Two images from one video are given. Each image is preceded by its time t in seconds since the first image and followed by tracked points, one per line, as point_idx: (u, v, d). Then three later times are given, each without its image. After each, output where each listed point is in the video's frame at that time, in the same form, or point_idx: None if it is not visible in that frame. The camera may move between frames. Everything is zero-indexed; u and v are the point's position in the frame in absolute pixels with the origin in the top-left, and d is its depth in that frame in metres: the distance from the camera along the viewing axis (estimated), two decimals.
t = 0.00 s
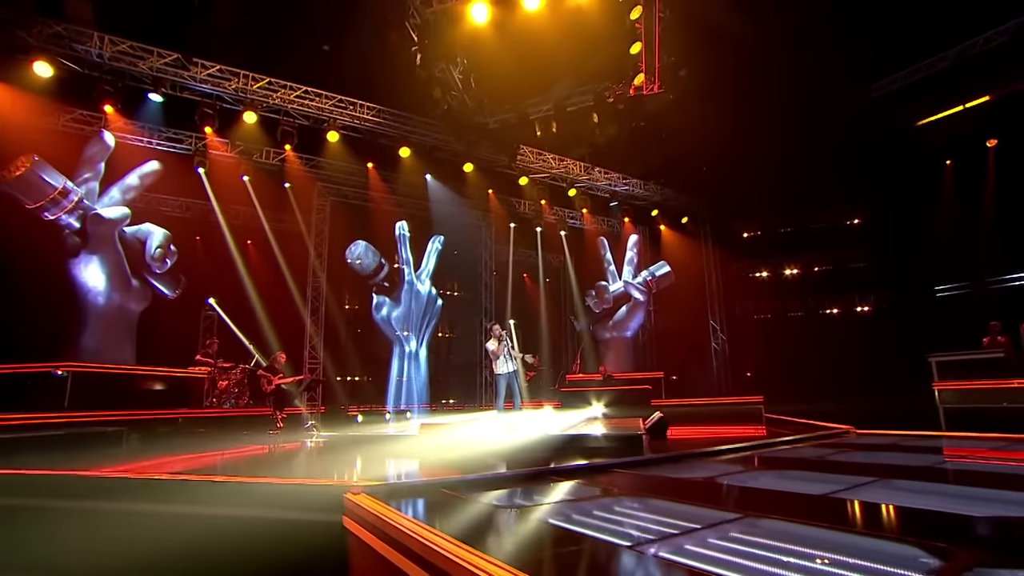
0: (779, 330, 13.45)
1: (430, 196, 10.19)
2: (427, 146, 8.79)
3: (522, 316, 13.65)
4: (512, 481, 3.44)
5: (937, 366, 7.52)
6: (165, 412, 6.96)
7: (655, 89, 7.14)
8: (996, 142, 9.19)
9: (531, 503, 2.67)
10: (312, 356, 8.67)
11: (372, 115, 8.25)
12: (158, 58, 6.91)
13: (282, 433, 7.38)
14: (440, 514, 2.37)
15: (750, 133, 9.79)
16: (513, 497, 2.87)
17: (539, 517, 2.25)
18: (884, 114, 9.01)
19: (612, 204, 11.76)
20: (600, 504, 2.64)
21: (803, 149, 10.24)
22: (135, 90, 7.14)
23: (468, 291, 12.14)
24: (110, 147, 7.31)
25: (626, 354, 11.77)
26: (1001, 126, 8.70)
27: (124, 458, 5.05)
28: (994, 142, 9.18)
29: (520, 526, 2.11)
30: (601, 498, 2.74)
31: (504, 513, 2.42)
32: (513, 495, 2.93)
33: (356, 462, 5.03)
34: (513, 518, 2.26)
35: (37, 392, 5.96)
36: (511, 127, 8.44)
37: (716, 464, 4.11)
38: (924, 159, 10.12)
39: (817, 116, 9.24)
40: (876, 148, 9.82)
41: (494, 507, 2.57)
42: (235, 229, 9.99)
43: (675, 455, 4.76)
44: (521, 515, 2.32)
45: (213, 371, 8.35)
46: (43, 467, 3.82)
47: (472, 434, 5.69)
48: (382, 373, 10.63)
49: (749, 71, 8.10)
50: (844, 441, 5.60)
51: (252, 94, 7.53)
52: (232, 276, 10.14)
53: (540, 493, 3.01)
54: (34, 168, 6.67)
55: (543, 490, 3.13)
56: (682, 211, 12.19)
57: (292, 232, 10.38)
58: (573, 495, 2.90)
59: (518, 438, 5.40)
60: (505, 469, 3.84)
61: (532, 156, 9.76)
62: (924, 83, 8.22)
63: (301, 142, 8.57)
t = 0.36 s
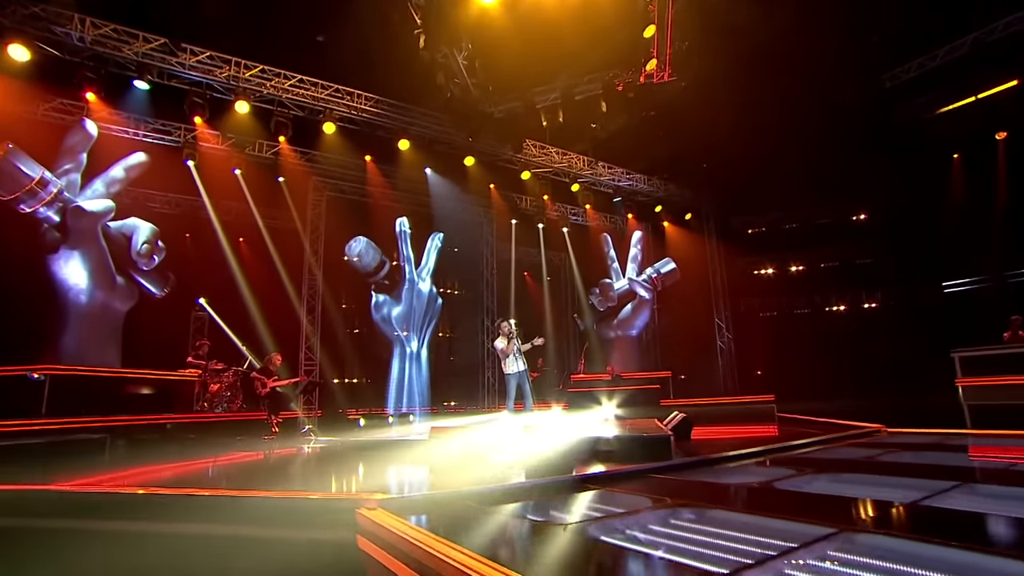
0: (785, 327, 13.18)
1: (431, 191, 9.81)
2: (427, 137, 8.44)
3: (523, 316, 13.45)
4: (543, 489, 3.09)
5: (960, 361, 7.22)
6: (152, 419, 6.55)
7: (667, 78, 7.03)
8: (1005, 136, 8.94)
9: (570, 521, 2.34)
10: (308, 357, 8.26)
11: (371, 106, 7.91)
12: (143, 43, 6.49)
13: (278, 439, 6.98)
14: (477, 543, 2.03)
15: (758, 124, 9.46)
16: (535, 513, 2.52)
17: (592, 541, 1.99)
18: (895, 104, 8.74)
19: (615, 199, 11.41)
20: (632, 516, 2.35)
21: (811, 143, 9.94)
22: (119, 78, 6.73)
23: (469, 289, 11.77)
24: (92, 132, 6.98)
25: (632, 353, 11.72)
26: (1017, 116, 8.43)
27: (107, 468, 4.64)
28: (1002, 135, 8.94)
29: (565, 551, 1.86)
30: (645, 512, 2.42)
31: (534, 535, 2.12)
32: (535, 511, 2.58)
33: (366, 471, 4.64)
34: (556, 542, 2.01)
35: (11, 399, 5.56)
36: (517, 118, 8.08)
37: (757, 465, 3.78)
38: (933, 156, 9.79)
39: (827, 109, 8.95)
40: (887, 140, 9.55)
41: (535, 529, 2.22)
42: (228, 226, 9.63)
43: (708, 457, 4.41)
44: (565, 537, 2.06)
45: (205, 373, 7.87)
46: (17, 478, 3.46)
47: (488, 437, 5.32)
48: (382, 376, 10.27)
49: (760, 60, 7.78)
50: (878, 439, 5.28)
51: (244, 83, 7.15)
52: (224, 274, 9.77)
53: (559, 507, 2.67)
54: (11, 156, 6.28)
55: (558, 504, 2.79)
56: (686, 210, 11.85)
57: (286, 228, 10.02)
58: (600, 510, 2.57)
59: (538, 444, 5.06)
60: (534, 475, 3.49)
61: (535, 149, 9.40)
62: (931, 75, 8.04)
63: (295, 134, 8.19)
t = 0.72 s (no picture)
0: (786, 322, 13.05)
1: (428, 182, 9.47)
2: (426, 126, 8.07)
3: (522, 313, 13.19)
4: (579, 489, 2.81)
5: (977, 356, 7.03)
6: (137, 419, 6.17)
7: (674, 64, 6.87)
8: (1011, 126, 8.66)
9: (617, 524, 2.10)
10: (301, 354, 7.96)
11: (367, 93, 7.52)
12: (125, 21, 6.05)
13: (269, 440, 6.62)
14: (523, 543, 1.81)
15: (764, 114, 9.18)
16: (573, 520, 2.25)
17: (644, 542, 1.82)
18: (903, 93, 8.44)
19: (616, 193, 11.08)
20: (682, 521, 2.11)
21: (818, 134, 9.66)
22: (99, 59, 6.31)
23: (466, 284, 11.48)
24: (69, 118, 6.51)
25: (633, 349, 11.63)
26: None
27: (83, 472, 4.28)
28: (1006, 128, 8.74)
29: (615, 550, 1.69)
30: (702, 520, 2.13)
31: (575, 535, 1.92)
32: (572, 517, 2.31)
33: (375, 475, 4.36)
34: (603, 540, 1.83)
35: None
36: (519, 102, 7.82)
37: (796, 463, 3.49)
38: (931, 148, 9.61)
39: (835, 99, 8.68)
40: (893, 133, 9.28)
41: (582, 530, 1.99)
42: (216, 218, 9.24)
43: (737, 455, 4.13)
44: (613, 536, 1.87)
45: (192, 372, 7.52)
46: None
47: (502, 441, 5.00)
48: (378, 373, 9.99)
49: (771, 46, 7.51)
50: (905, 435, 5.04)
51: (233, 66, 6.71)
52: (213, 269, 9.39)
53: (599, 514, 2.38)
54: None
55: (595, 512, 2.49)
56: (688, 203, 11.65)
57: (279, 220, 9.65)
58: (644, 515, 2.28)
59: (558, 448, 4.76)
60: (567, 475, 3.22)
61: (536, 139, 9.05)
62: (941, 66, 7.79)
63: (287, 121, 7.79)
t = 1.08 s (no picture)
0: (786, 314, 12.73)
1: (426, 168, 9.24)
2: (423, 110, 7.79)
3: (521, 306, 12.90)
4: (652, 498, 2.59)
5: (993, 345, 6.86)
6: (109, 417, 6.01)
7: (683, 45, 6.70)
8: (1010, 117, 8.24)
9: (677, 528, 2.09)
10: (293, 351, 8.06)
11: (360, 75, 7.26)
12: None
13: (262, 439, 6.29)
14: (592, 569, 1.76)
15: (770, 109, 8.86)
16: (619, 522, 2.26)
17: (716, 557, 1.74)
18: (899, 89, 8.03)
19: (616, 182, 10.96)
20: (728, 522, 2.08)
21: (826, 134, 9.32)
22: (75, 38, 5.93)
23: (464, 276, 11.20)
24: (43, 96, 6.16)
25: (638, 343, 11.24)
26: None
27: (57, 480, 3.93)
28: (1010, 116, 8.23)
29: (690, 572, 1.64)
30: (743, 528, 1.97)
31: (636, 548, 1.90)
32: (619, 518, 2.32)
33: (378, 473, 4.13)
34: (672, 555, 1.81)
35: None
36: (522, 90, 7.47)
37: (841, 464, 3.23)
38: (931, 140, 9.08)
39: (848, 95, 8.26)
40: (898, 132, 9.00)
41: (646, 543, 1.96)
42: (204, 207, 8.90)
43: (754, 448, 3.94)
44: (681, 547, 1.85)
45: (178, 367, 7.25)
46: None
47: (534, 442, 4.92)
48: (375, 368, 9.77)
49: (782, 33, 7.20)
50: (937, 427, 4.86)
51: (220, 45, 6.40)
52: (201, 260, 9.08)
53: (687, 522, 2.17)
54: None
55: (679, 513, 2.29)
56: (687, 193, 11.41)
57: (268, 206, 9.15)
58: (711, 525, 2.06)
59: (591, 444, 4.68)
60: (618, 478, 2.99)
61: (535, 126, 8.92)
62: (950, 54, 7.29)
63: (278, 105, 7.48)
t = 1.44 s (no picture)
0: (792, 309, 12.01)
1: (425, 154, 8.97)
2: (421, 94, 7.47)
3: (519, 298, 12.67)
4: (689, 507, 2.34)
5: (1006, 339, 6.71)
6: (103, 411, 5.71)
7: (692, 26, 6.40)
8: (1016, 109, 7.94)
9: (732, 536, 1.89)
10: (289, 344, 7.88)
11: (357, 55, 6.94)
12: None
13: (252, 434, 6.00)
14: None
15: (777, 101, 8.61)
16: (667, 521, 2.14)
17: None
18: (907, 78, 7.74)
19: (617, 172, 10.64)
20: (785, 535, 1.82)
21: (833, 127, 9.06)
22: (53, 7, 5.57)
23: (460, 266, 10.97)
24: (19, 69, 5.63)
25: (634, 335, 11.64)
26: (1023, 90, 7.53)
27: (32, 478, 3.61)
28: (1016, 108, 7.94)
29: None
30: (813, 545, 1.74)
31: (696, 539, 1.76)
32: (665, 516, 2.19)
33: (376, 470, 3.89)
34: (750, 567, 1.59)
35: None
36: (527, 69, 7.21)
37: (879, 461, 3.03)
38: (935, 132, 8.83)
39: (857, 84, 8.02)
40: (905, 126, 8.78)
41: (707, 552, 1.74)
42: (192, 192, 8.60)
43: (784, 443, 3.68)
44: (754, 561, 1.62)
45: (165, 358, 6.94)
46: None
47: (552, 440, 4.79)
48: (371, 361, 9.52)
49: (793, 19, 6.95)
50: (963, 422, 4.67)
51: (209, 19, 6.02)
52: (190, 248, 8.77)
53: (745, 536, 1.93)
54: None
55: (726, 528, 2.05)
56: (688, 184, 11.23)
57: (262, 194, 8.96)
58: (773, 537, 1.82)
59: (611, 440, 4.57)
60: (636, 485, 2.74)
61: (537, 113, 8.62)
62: (956, 42, 7.02)
63: (270, 87, 7.13)
